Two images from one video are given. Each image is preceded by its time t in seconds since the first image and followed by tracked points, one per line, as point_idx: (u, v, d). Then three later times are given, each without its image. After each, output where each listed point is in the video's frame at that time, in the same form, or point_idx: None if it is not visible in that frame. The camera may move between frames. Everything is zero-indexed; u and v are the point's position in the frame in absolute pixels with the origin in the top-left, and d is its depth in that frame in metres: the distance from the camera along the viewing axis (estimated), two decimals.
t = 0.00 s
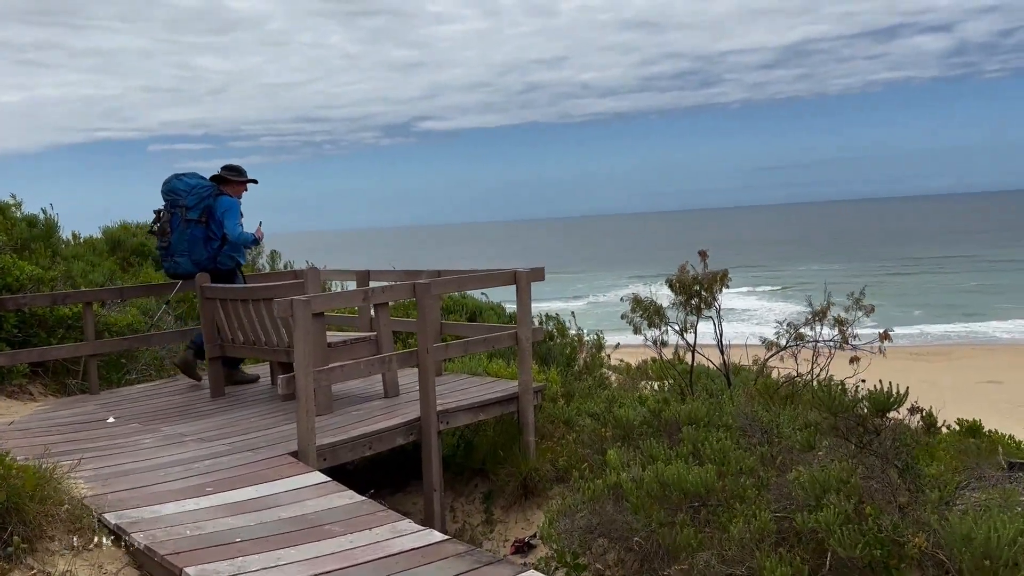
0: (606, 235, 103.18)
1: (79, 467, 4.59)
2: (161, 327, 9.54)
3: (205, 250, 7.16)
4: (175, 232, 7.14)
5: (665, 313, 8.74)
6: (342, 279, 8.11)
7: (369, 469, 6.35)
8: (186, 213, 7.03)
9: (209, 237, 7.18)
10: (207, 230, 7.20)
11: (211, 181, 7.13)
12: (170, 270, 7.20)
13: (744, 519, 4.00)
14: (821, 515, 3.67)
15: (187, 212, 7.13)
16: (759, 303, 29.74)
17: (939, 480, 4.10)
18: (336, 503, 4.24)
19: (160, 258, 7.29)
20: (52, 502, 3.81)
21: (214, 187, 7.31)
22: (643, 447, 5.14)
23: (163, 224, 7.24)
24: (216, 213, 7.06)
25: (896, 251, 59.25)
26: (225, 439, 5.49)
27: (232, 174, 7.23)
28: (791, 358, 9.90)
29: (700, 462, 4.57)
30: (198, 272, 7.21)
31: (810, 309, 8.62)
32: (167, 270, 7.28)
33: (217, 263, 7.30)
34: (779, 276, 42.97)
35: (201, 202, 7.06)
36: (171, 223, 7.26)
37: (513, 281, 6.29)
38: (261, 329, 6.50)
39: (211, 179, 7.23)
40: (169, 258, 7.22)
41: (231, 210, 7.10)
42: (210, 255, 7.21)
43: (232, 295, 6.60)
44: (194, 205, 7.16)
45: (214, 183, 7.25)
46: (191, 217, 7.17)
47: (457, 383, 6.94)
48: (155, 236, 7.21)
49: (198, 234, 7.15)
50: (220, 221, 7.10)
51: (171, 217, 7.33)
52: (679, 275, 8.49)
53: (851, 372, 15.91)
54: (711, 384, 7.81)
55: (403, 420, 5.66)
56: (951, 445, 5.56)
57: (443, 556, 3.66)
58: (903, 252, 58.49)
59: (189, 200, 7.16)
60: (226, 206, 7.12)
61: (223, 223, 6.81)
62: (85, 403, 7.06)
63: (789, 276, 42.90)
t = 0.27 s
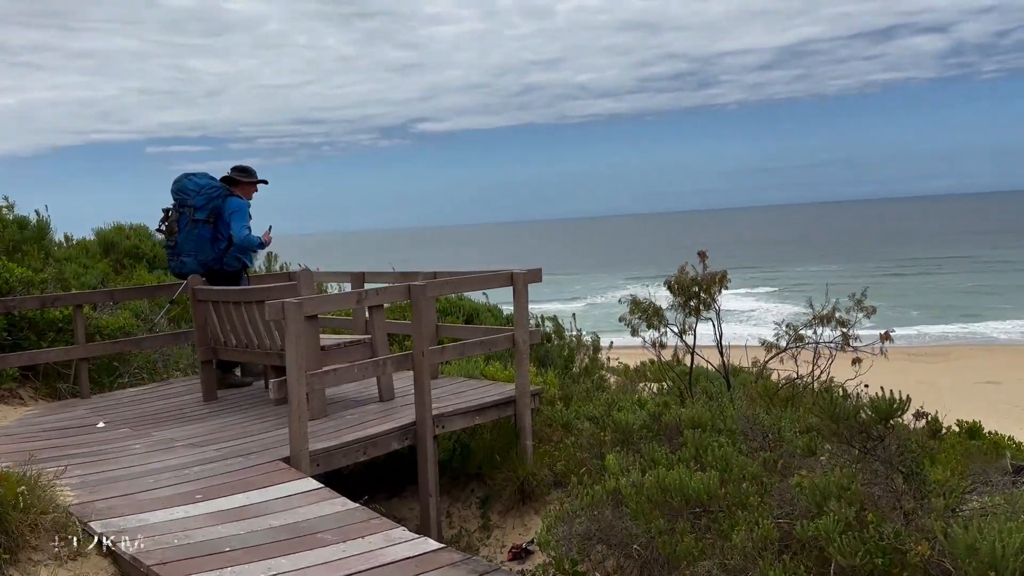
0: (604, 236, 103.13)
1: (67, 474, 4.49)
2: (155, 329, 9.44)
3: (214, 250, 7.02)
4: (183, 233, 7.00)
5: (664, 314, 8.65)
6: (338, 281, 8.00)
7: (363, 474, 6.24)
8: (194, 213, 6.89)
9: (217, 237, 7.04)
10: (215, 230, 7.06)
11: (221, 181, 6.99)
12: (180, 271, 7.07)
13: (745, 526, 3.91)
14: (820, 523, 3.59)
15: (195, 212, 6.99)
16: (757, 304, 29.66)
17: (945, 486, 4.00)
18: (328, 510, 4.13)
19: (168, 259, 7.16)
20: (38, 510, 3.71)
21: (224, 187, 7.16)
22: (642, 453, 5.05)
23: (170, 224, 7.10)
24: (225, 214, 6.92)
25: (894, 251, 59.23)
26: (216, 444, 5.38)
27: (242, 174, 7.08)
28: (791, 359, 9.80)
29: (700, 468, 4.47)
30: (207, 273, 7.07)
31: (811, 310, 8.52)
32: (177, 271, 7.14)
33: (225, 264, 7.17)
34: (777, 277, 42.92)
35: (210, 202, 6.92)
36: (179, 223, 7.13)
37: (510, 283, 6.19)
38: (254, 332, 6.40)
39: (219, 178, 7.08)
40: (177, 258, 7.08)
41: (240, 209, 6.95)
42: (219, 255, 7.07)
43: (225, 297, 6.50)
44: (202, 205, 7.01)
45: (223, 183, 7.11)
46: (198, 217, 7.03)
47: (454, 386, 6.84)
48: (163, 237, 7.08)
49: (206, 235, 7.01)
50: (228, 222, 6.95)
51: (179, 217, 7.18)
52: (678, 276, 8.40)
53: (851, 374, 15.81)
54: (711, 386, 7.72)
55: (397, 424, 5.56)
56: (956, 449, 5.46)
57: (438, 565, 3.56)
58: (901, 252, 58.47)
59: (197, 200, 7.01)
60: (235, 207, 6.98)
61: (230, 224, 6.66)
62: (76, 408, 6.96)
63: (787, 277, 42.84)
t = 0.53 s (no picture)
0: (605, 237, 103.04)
1: (55, 481, 4.39)
2: (150, 331, 9.35)
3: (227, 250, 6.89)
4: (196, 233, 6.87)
5: (665, 315, 8.55)
6: (334, 282, 7.91)
7: (359, 478, 6.14)
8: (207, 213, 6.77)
9: (230, 237, 6.92)
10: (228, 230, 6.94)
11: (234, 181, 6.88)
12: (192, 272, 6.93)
13: (747, 532, 3.81)
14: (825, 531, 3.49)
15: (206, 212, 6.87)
16: (757, 304, 29.53)
17: (953, 491, 3.90)
18: (320, 516, 4.03)
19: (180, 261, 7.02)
20: (22, 517, 3.62)
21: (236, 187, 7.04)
22: (642, 457, 4.95)
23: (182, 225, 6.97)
24: (237, 213, 6.81)
25: (895, 251, 59.11)
26: (209, 448, 5.28)
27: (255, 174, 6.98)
28: (793, 359, 9.70)
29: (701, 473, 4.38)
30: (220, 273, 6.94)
31: (813, 311, 8.43)
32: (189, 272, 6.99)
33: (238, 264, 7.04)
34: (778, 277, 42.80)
35: (222, 202, 6.80)
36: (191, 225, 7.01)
37: (507, 283, 6.09)
38: (248, 333, 6.30)
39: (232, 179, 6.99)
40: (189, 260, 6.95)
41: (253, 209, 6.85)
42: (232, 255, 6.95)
43: (219, 299, 6.40)
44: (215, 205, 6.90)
45: (236, 183, 7.01)
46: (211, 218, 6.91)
47: (451, 388, 6.75)
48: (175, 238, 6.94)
49: (219, 235, 6.89)
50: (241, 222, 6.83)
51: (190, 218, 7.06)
52: (679, 276, 8.31)
53: (854, 376, 15.70)
54: (712, 388, 7.61)
55: (393, 427, 5.46)
56: (963, 451, 5.36)
57: (432, 573, 3.46)
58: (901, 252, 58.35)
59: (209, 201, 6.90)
60: (248, 206, 6.88)
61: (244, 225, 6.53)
62: (69, 411, 6.87)
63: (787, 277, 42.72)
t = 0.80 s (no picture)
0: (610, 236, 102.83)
1: (43, 489, 4.29)
2: (149, 333, 9.26)
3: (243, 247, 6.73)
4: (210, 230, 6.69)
5: (669, 315, 8.42)
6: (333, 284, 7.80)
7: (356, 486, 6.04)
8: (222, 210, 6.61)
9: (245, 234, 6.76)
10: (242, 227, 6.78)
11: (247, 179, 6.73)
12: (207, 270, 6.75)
13: (752, 543, 3.69)
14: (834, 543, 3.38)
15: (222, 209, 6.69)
16: (763, 304, 29.35)
17: (967, 500, 3.80)
18: (312, 525, 3.93)
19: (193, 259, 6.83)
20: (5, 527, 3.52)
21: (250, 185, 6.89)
22: (644, 464, 4.83)
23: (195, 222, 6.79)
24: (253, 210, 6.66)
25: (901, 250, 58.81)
26: (202, 453, 5.18)
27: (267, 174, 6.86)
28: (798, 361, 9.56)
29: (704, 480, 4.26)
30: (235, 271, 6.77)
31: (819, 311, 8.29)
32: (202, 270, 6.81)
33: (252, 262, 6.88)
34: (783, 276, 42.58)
35: (237, 198, 6.65)
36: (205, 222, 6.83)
37: (506, 284, 5.98)
38: (244, 336, 6.20)
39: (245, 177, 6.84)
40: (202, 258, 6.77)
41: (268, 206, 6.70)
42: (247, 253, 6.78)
43: (215, 301, 6.30)
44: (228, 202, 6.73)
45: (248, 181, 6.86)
46: (225, 214, 6.73)
47: (451, 391, 6.64)
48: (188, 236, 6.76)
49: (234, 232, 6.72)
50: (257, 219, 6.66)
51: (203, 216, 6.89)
52: (683, 276, 8.18)
53: (861, 377, 15.54)
54: (716, 390, 7.49)
55: (389, 431, 5.36)
56: (975, 455, 5.22)
57: None
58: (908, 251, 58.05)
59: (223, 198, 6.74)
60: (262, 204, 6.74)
61: (260, 220, 6.35)
62: (64, 415, 6.79)
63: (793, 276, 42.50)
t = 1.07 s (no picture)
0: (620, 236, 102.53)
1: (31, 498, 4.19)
2: (151, 335, 9.18)
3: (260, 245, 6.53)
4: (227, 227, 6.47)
5: (677, 317, 8.27)
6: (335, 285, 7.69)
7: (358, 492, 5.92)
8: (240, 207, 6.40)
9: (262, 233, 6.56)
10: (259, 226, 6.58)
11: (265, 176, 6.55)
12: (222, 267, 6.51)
13: (758, 557, 3.56)
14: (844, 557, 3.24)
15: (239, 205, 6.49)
16: (774, 304, 29.10)
17: (985, 513, 3.66)
18: (306, 536, 3.81)
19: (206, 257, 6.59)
20: None
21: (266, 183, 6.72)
22: (648, 473, 4.69)
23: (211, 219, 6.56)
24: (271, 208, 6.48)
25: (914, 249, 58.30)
26: (199, 460, 5.08)
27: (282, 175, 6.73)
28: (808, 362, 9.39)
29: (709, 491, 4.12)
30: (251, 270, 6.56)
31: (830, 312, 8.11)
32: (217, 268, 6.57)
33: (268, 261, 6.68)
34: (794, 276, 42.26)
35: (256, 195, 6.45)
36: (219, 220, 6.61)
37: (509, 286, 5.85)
38: (243, 339, 6.09)
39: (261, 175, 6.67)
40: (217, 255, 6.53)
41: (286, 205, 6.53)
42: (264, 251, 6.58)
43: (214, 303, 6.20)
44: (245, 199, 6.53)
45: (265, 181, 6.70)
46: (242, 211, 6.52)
47: (454, 394, 6.51)
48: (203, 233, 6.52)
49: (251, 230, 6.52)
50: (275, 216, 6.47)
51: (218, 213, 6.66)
52: (691, 277, 8.03)
53: (874, 379, 15.31)
54: (724, 393, 7.34)
55: (389, 438, 5.24)
56: (994, 463, 5.04)
57: None
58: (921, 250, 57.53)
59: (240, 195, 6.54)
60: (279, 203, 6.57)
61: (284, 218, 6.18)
62: (63, 419, 6.71)
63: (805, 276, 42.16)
